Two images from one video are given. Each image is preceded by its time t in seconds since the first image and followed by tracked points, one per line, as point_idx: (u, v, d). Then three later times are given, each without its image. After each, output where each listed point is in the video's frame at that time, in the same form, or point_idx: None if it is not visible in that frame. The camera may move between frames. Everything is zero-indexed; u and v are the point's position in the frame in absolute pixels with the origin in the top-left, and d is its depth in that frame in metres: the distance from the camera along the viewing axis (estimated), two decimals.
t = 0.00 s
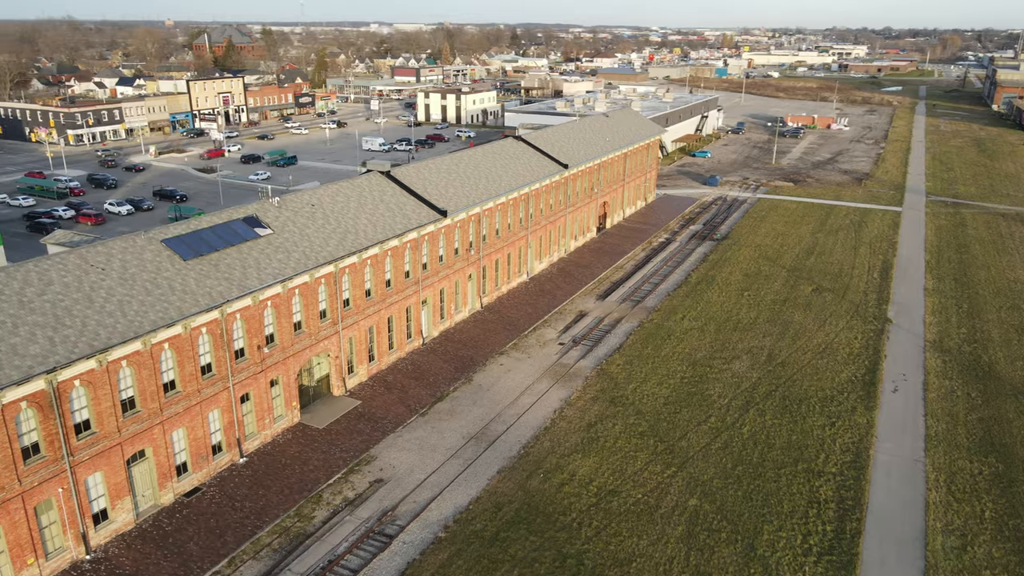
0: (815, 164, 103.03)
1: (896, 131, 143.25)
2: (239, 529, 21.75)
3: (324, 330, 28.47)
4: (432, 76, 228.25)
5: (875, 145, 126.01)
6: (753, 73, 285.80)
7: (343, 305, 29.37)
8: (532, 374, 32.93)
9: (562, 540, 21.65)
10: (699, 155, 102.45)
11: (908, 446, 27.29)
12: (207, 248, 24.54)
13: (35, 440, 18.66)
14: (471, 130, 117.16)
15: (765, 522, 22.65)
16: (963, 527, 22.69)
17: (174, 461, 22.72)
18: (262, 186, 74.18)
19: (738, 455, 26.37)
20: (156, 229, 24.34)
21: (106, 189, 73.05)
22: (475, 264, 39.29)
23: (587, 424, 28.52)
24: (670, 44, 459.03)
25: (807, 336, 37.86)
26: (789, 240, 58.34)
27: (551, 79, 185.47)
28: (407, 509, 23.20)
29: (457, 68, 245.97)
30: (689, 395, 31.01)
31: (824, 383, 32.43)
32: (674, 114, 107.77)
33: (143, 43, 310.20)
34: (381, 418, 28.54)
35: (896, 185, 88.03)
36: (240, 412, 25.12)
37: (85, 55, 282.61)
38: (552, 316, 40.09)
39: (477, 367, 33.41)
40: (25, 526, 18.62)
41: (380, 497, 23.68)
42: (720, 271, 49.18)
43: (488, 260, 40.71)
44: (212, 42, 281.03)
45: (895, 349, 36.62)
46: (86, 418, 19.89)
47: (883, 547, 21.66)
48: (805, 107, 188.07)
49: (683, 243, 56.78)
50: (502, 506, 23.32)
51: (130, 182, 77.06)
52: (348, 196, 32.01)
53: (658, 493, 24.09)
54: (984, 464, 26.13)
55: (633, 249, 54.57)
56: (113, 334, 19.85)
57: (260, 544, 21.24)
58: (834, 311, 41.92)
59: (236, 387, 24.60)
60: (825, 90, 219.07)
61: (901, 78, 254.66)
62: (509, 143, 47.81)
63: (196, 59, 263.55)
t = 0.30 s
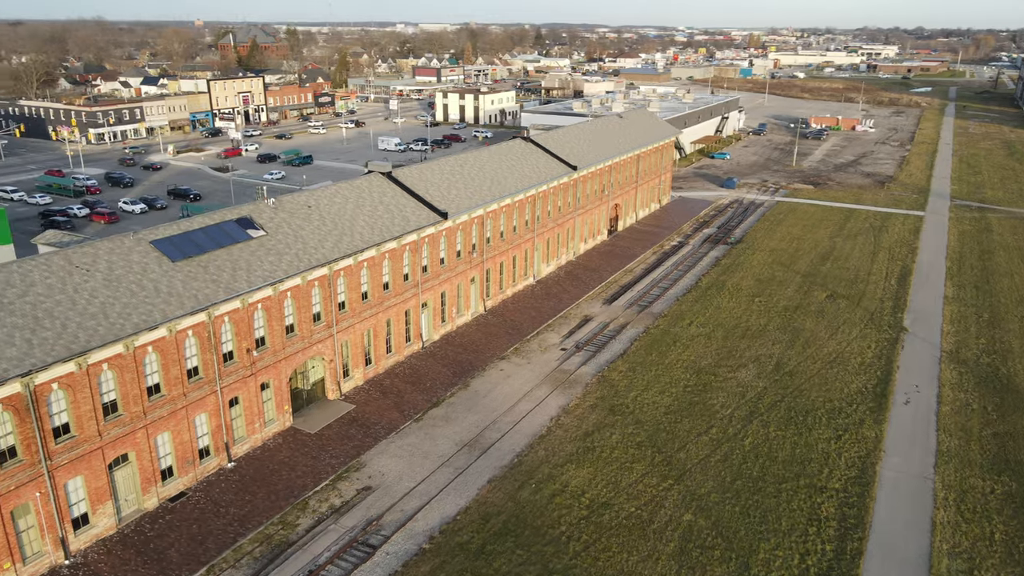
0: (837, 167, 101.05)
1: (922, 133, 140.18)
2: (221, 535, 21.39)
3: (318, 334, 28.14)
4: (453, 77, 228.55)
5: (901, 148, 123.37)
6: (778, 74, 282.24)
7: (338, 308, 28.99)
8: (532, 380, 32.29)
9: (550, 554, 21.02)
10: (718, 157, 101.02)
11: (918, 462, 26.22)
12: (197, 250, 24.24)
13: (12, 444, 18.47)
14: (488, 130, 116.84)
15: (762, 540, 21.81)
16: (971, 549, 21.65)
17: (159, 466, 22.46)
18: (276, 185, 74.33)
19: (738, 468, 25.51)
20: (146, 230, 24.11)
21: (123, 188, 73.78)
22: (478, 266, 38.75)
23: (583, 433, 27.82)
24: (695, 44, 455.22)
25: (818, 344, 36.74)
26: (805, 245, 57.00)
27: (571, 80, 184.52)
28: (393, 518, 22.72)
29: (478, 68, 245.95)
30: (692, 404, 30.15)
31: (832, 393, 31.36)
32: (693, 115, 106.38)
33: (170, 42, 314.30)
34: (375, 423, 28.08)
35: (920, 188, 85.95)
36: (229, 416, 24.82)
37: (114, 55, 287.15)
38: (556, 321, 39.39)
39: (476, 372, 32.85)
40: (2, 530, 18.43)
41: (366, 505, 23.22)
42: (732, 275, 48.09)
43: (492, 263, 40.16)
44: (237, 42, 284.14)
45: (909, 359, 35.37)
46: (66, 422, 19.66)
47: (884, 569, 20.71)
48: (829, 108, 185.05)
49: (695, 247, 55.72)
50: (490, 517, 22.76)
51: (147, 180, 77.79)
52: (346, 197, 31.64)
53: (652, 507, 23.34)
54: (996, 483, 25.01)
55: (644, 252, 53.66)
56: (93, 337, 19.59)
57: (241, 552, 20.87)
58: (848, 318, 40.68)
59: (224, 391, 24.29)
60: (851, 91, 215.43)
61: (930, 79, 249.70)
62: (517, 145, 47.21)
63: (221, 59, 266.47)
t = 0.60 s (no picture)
0: (860, 169, 98.98)
1: (950, 135, 136.97)
2: (203, 542, 21.08)
3: (311, 337, 27.78)
4: (474, 77, 228.38)
5: (927, 150, 120.60)
6: (804, 74, 278.12)
7: (332, 311, 28.63)
8: (530, 386, 31.67)
9: (535, 569, 20.41)
10: (737, 159, 99.54)
11: (926, 479, 25.19)
12: (186, 251, 23.99)
13: None
14: (505, 131, 116.47)
15: (756, 559, 21.01)
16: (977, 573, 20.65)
17: (143, 470, 22.22)
18: (289, 185, 74.46)
19: (736, 482, 24.67)
20: (136, 231, 23.91)
21: (139, 187, 74.55)
22: (481, 269, 38.22)
23: (579, 443, 27.15)
24: (720, 43, 450.94)
25: (829, 353, 35.63)
26: (821, 249, 55.65)
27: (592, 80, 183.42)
28: (378, 528, 22.25)
29: (499, 68, 245.58)
30: (692, 414, 29.34)
31: (840, 405, 30.31)
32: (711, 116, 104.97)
33: (197, 42, 318.51)
34: (368, 429, 27.65)
35: (944, 192, 83.78)
36: (217, 420, 24.53)
37: (141, 55, 291.46)
38: (560, 325, 38.70)
39: (474, 378, 32.32)
40: None
41: (351, 513, 22.78)
42: (744, 280, 47.01)
43: (495, 266, 39.59)
44: (261, 41, 286.79)
45: (924, 369, 34.15)
46: (44, 425, 19.46)
47: None
48: (855, 109, 181.82)
49: (708, 251, 54.64)
50: (477, 528, 22.19)
51: (163, 179, 78.48)
52: (344, 199, 31.31)
53: (645, 521, 22.63)
54: (1008, 502, 23.91)
55: (655, 256, 52.72)
56: (72, 340, 19.37)
57: (220, 559, 20.52)
58: (862, 326, 39.44)
59: (212, 395, 24.00)
60: (879, 92, 211.50)
61: (961, 80, 244.36)
62: (525, 146, 46.58)
63: (246, 58, 269.08)
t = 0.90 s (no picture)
0: (883, 172, 96.84)
1: (979, 137, 133.67)
2: (183, 548, 20.80)
3: (304, 340, 27.44)
4: (495, 76, 227.98)
5: (954, 153, 117.75)
6: (830, 74, 273.75)
7: (326, 314, 28.29)
8: (528, 393, 31.07)
9: None
10: (756, 160, 97.91)
11: (933, 497, 24.18)
12: (174, 252, 23.77)
13: None
14: (522, 131, 115.91)
15: None
16: None
17: (127, 473, 22.01)
18: (303, 185, 74.62)
19: (733, 497, 23.87)
20: (124, 232, 23.71)
21: (155, 185, 75.20)
22: (483, 272, 37.72)
23: (573, 452, 26.50)
24: (745, 43, 445.59)
25: (839, 362, 34.57)
26: (837, 254, 54.28)
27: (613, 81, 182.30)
28: (361, 537, 21.81)
29: (521, 68, 244.98)
30: (692, 425, 28.54)
31: (847, 417, 29.32)
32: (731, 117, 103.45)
33: (222, 41, 322.51)
34: (359, 434, 27.23)
35: (970, 196, 81.57)
36: (205, 423, 24.28)
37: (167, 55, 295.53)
38: (563, 330, 38.04)
39: (471, 383, 31.79)
40: None
41: (335, 521, 22.38)
42: (755, 285, 45.94)
43: (498, 268, 39.03)
44: (285, 42, 289.17)
45: (937, 380, 32.95)
46: (23, 428, 19.29)
47: None
48: (882, 110, 178.43)
49: (720, 254, 53.60)
50: (462, 539, 21.66)
51: (179, 178, 79.09)
52: (342, 200, 30.97)
53: (635, 535, 21.94)
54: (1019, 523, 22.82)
55: (666, 259, 51.76)
56: (50, 342, 19.16)
57: (199, 566, 20.20)
58: (875, 334, 38.26)
59: (199, 398, 23.73)
60: (907, 93, 207.29)
61: (993, 81, 238.67)
62: (532, 147, 45.96)
63: (270, 58, 271.41)
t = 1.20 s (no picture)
0: (906, 175, 94.73)
1: (1008, 140, 130.36)
2: (163, 554, 20.55)
3: (296, 343, 27.16)
4: (516, 76, 227.20)
5: (982, 156, 114.91)
6: (858, 74, 269.06)
7: (320, 317, 27.99)
8: (524, 399, 30.51)
9: None
10: (776, 162, 96.33)
11: (938, 516, 23.23)
12: (163, 253, 23.57)
13: None
14: (539, 131, 115.34)
15: None
16: None
17: (110, 476, 21.83)
18: (316, 185, 74.79)
19: (729, 512, 23.10)
20: (114, 232, 23.52)
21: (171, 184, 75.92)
22: (485, 275, 37.25)
23: (566, 462, 25.88)
24: (772, 44, 441.15)
25: (848, 372, 33.54)
26: (854, 259, 52.92)
27: (633, 81, 180.93)
28: (343, 545, 21.43)
29: (542, 68, 244.11)
30: (691, 435, 27.78)
31: (853, 430, 28.36)
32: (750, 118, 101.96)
33: (247, 42, 326.01)
34: (350, 439, 26.89)
35: (996, 201, 79.38)
36: (192, 426, 24.05)
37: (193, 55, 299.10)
38: (566, 335, 37.42)
39: (468, 388, 31.33)
40: None
41: (319, 529, 22.03)
42: (766, 290, 44.89)
43: (501, 271, 38.52)
44: (309, 42, 291.24)
45: (950, 392, 31.80)
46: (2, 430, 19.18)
47: None
48: (908, 112, 174.95)
49: (733, 258, 52.55)
50: (445, 550, 21.18)
51: (195, 177, 79.75)
52: (338, 201, 30.68)
53: (624, 550, 21.30)
54: None
55: (676, 263, 50.86)
56: (29, 344, 19.01)
57: (177, 572, 19.95)
58: (887, 344, 37.11)
59: (186, 401, 23.53)
60: (935, 94, 203.07)
61: None
62: (539, 148, 45.35)
63: (293, 58, 273.41)
